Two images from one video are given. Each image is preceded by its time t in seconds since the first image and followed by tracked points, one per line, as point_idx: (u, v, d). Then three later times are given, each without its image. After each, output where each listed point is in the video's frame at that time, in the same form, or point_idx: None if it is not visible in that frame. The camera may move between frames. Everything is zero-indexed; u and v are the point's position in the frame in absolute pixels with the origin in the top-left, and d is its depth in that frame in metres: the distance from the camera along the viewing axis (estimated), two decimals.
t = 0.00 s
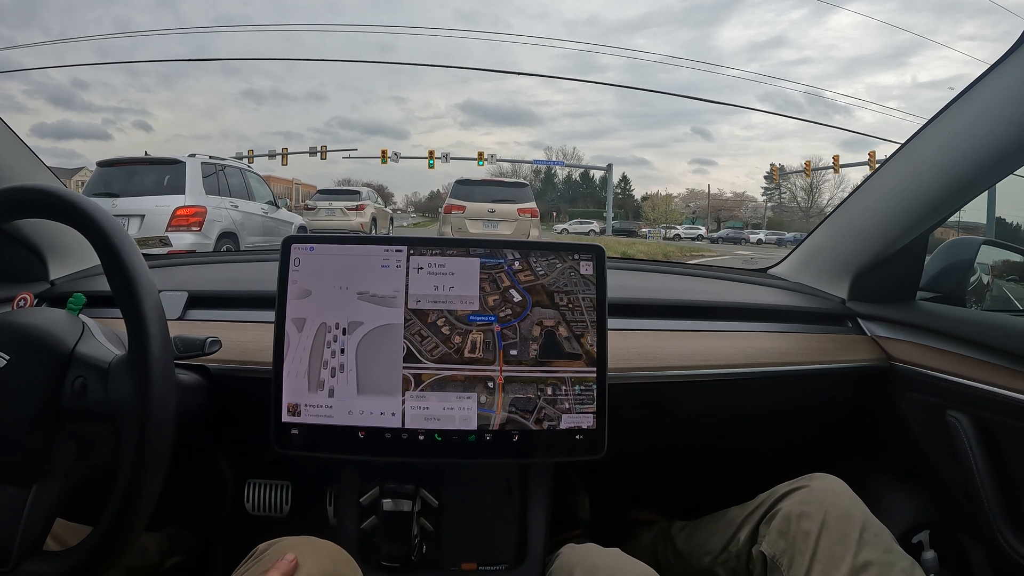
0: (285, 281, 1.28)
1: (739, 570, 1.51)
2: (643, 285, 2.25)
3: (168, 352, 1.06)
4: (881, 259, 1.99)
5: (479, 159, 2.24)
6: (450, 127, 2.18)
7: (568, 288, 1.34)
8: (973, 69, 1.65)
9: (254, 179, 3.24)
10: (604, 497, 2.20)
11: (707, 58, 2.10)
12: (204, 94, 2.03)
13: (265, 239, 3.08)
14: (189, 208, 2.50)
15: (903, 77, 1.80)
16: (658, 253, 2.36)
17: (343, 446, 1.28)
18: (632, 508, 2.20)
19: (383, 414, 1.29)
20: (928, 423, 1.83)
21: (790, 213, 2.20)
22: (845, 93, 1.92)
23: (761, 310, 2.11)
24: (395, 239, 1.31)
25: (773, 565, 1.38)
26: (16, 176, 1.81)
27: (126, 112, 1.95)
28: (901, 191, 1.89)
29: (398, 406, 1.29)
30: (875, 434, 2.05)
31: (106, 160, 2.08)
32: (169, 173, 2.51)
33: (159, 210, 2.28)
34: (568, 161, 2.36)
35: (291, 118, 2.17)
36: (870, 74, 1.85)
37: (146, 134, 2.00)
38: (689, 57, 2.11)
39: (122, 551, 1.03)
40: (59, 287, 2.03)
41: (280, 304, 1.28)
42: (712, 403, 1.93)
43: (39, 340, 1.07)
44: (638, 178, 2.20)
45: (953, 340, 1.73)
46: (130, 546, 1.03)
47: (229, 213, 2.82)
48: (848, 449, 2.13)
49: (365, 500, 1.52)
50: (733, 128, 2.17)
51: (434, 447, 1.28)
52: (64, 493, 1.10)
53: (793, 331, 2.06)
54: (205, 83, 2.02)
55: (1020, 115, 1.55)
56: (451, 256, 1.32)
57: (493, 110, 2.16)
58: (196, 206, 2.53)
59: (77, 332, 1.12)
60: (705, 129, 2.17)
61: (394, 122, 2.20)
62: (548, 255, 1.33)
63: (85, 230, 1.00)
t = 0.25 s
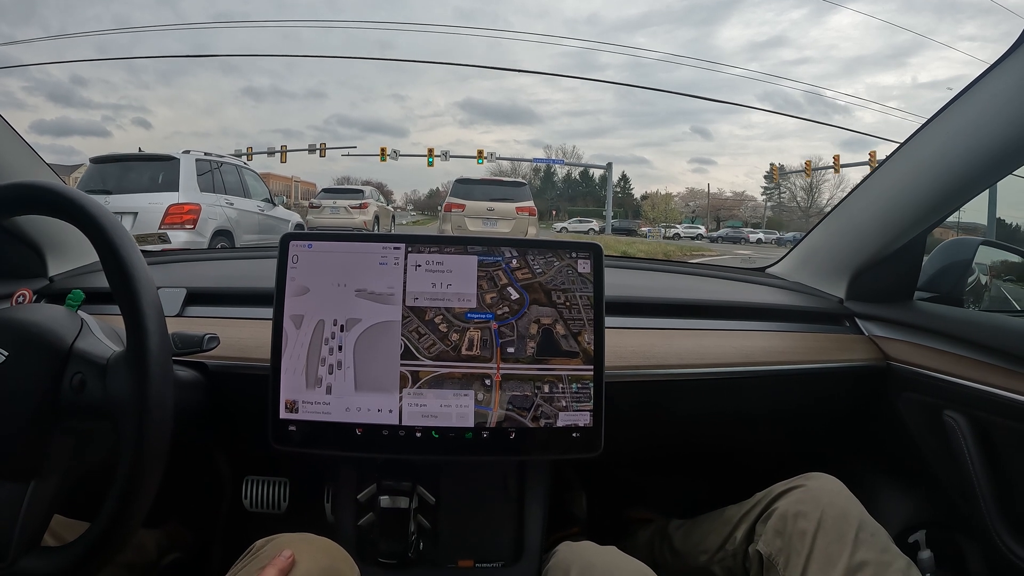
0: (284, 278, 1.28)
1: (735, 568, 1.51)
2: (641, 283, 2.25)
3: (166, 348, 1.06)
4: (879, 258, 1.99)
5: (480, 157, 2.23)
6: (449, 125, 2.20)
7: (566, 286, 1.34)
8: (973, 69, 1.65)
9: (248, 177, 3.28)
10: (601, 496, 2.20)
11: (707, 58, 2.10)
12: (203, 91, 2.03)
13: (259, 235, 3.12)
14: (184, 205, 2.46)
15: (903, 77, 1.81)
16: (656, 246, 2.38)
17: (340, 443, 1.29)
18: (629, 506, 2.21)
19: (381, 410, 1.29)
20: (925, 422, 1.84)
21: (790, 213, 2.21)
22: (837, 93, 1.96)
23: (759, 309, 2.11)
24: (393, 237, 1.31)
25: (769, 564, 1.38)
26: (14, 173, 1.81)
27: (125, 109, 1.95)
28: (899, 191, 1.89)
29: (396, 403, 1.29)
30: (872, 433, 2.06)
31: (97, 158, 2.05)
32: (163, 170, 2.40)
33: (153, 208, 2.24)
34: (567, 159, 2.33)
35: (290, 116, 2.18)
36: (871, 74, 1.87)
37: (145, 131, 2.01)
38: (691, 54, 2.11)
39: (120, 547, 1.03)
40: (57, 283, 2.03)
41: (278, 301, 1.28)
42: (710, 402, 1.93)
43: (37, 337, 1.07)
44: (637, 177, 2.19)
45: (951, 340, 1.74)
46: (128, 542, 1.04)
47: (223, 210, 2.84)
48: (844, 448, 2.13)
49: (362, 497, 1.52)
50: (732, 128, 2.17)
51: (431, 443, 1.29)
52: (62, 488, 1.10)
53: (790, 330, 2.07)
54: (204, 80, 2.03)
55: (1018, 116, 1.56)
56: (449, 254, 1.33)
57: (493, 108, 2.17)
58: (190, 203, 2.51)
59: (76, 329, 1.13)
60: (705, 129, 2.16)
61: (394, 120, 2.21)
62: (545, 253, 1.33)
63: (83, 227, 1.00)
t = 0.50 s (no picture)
0: (279, 272, 1.29)
1: (727, 565, 1.52)
2: (636, 280, 2.26)
3: (162, 342, 1.06)
4: (874, 258, 1.99)
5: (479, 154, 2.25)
6: (447, 122, 2.19)
7: (560, 283, 1.35)
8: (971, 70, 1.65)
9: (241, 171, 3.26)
10: (595, 492, 2.21)
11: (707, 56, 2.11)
12: (202, 85, 2.04)
13: (250, 232, 3.15)
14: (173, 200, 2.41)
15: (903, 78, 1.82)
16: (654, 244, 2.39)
17: (334, 436, 1.30)
18: (622, 503, 2.23)
19: (374, 404, 1.30)
20: (918, 422, 1.84)
21: (789, 212, 2.19)
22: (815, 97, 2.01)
23: (753, 309, 2.12)
24: (389, 232, 1.32)
25: (761, 562, 1.39)
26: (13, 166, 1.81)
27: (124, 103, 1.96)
28: (895, 191, 1.90)
29: (389, 397, 1.30)
30: (865, 433, 2.07)
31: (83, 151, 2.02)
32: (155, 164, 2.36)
33: (140, 202, 2.18)
34: (565, 157, 2.35)
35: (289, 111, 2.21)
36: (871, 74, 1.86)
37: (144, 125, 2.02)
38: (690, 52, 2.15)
39: (114, 538, 1.04)
40: (55, 276, 2.04)
41: (273, 294, 1.28)
42: (704, 399, 1.94)
43: (34, 330, 1.08)
44: (636, 175, 2.21)
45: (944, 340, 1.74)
46: (123, 534, 1.05)
47: (215, 206, 2.84)
48: (838, 447, 2.14)
49: (356, 491, 1.54)
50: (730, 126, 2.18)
51: (424, 438, 1.29)
52: (57, 480, 1.11)
53: (785, 329, 2.08)
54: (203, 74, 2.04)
55: (1014, 118, 1.56)
56: (444, 249, 1.33)
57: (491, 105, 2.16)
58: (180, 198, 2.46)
59: (73, 322, 1.13)
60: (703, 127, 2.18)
61: (394, 115, 2.26)
62: (540, 249, 1.35)
63: (81, 220, 1.00)
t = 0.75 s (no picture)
0: (277, 270, 1.29)
1: (724, 565, 1.52)
2: (635, 280, 2.26)
3: (160, 341, 1.07)
4: (872, 258, 2.00)
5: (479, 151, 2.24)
6: (446, 121, 2.18)
7: (557, 282, 1.35)
8: (969, 72, 1.65)
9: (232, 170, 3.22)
10: (592, 492, 2.21)
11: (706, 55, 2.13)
12: (202, 83, 2.04)
13: (241, 231, 3.09)
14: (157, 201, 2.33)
15: (903, 79, 1.82)
16: (655, 244, 2.40)
17: (331, 435, 1.30)
18: (620, 501, 2.23)
19: (372, 402, 1.30)
20: (915, 422, 1.85)
21: (788, 212, 2.19)
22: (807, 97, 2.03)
23: (752, 309, 2.12)
24: (387, 230, 1.32)
25: (757, 562, 1.39)
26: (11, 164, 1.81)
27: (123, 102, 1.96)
28: (893, 192, 1.90)
29: (387, 395, 1.30)
30: (861, 432, 2.07)
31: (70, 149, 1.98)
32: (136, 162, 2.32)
33: (124, 202, 2.08)
34: (566, 157, 2.35)
35: (288, 110, 2.20)
36: (870, 75, 1.87)
37: (142, 124, 2.01)
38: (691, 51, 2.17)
39: (110, 537, 1.04)
40: (53, 273, 2.04)
41: (271, 293, 1.29)
42: (702, 399, 1.95)
43: (32, 328, 1.08)
44: (634, 175, 2.19)
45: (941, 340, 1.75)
46: (119, 532, 1.05)
47: (203, 205, 2.81)
48: (835, 447, 2.15)
49: (354, 489, 1.54)
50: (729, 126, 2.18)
51: (421, 436, 1.30)
52: (54, 478, 1.11)
53: (783, 328, 2.08)
54: (202, 72, 2.04)
55: (1010, 119, 1.56)
56: (441, 248, 1.33)
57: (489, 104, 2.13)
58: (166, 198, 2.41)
59: (71, 320, 1.13)
60: (702, 127, 2.18)
61: (393, 115, 2.27)
62: (538, 248, 1.35)
63: (80, 219, 1.01)
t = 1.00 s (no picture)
0: (276, 269, 1.29)
1: (722, 564, 1.52)
2: (633, 279, 2.26)
3: (158, 341, 1.07)
4: (870, 258, 2.00)
5: (478, 151, 2.22)
6: (445, 121, 2.19)
7: (555, 281, 1.35)
8: (967, 72, 1.66)
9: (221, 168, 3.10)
10: (590, 491, 2.21)
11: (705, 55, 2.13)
12: (200, 83, 2.04)
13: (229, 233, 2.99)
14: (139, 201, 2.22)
15: (901, 79, 1.80)
16: (659, 245, 2.40)
17: (329, 433, 1.30)
18: (618, 500, 2.23)
19: (370, 401, 1.30)
20: (913, 421, 1.85)
21: (788, 212, 2.20)
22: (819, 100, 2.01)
23: (750, 309, 2.12)
24: (385, 229, 1.32)
25: (755, 562, 1.39)
26: (10, 163, 1.81)
27: (121, 101, 1.96)
28: (891, 192, 1.90)
29: (385, 394, 1.30)
30: (860, 432, 2.07)
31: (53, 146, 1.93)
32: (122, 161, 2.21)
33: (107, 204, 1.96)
34: (565, 156, 2.33)
35: (286, 109, 2.20)
36: (869, 75, 1.86)
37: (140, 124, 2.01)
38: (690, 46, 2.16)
39: (108, 536, 1.04)
40: (52, 272, 2.05)
41: (270, 292, 1.29)
42: (700, 398, 1.95)
43: (32, 327, 1.08)
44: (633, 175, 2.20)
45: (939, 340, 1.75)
46: (117, 531, 1.05)
47: (188, 205, 2.72)
48: (834, 446, 2.15)
49: (352, 487, 1.54)
50: (729, 126, 2.18)
51: (419, 435, 1.30)
52: (52, 477, 1.11)
53: (781, 328, 2.08)
54: (200, 72, 2.04)
55: (1009, 120, 1.56)
56: (440, 247, 1.34)
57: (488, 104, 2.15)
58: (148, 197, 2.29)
59: (70, 320, 1.14)
60: (701, 128, 2.18)
61: (391, 115, 2.25)
62: (536, 247, 1.34)
63: (79, 218, 1.01)
